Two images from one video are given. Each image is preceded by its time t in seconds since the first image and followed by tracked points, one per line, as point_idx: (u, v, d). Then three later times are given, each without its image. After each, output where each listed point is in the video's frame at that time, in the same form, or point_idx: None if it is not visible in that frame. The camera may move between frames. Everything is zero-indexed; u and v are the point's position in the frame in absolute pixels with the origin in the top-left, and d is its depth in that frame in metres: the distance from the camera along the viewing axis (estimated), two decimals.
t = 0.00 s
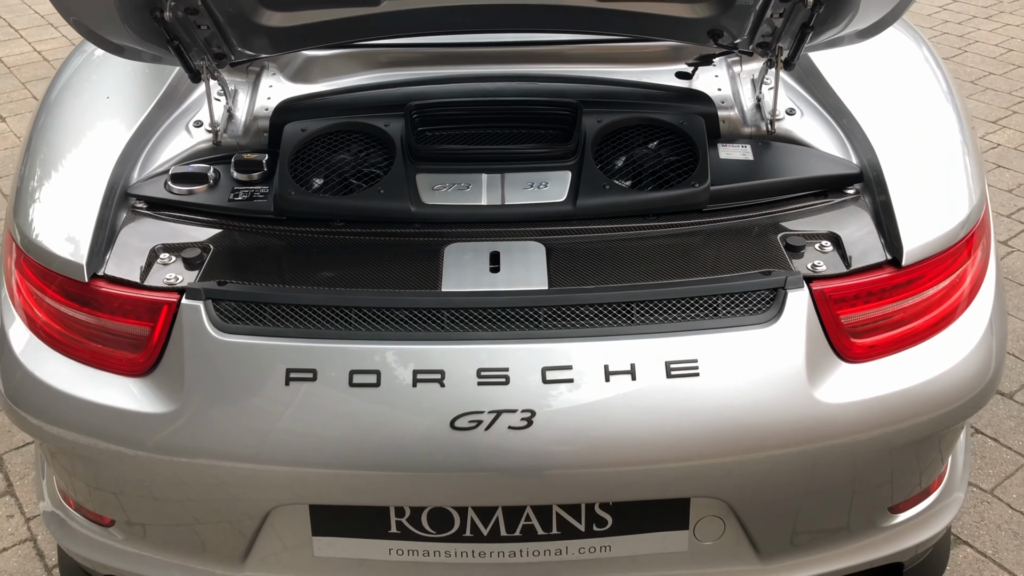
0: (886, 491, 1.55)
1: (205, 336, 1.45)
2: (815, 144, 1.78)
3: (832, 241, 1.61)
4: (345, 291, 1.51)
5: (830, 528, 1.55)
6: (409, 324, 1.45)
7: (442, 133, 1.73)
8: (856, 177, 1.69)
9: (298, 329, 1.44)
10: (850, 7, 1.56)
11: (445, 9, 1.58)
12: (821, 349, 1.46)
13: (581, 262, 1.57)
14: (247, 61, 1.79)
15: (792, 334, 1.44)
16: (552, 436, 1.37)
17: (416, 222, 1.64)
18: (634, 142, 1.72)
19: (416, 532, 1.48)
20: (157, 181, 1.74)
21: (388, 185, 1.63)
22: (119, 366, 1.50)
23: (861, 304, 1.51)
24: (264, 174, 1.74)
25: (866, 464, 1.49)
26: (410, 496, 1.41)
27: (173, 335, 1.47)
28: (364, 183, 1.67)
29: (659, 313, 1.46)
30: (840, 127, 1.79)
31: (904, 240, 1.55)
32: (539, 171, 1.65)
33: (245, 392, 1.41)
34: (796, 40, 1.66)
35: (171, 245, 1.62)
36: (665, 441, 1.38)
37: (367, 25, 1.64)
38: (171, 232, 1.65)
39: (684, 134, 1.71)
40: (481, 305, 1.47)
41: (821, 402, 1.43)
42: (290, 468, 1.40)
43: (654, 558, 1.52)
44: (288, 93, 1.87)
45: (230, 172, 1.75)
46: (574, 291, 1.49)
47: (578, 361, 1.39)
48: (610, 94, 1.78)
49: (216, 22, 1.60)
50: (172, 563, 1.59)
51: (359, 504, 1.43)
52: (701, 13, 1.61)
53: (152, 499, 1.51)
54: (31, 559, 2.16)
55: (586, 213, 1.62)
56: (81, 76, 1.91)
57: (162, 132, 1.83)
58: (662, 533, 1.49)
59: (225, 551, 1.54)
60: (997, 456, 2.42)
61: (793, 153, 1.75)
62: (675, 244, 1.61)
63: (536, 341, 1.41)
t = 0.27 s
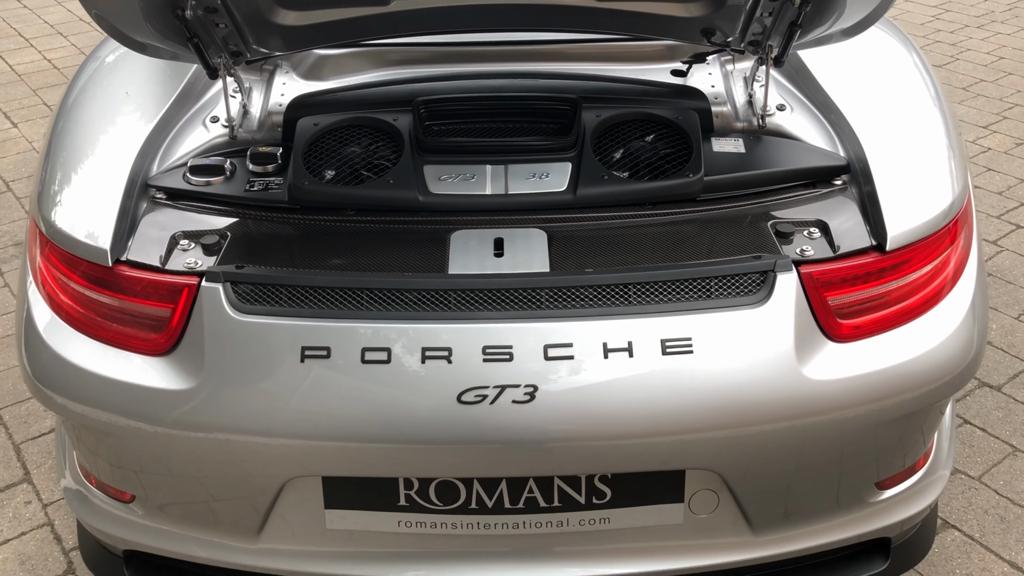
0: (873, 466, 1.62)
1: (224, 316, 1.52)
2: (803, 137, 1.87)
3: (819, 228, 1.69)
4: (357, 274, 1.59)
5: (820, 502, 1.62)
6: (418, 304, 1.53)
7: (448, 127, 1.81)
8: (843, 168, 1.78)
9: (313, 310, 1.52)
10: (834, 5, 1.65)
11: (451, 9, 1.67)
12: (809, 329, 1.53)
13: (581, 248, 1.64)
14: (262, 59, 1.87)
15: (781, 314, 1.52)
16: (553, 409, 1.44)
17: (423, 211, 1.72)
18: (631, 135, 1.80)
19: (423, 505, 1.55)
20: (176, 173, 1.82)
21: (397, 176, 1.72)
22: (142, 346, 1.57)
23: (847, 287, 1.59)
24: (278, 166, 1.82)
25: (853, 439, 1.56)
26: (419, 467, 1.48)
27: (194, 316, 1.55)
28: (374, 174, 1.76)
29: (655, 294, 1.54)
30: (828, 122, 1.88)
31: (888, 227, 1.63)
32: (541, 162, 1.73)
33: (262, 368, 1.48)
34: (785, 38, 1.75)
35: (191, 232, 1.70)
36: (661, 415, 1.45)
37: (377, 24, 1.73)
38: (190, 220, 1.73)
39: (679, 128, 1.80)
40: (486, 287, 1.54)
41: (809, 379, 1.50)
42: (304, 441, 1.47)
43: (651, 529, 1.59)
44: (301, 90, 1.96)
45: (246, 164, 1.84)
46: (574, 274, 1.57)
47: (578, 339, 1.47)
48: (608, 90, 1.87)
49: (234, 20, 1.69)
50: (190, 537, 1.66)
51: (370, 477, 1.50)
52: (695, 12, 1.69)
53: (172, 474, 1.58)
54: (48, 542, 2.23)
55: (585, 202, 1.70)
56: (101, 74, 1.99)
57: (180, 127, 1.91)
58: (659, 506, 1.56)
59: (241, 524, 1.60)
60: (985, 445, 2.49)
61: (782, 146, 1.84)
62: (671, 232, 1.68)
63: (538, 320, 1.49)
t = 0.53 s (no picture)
0: (863, 449, 1.69)
1: (240, 302, 1.59)
2: (795, 135, 1.94)
3: (811, 220, 1.76)
4: (367, 262, 1.66)
5: (813, 483, 1.68)
6: (426, 291, 1.60)
7: (454, 125, 1.89)
8: (834, 164, 1.85)
9: (326, 296, 1.59)
10: (823, 7, 1.73)
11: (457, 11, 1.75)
12: (800, 315, 1.60)
13: (582, 239, 1.72)
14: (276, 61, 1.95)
15: (773, 301, 1.59)
16: (556, 390, 1.51)
17: (430, 204, 1.79)
18: (629, 133, 1.88)
19: (431, 484, 1.61)
20: (193, 169, 1.90)
21: (405, 170, 1.79)
22: (162, 332, 1.64)
23: (837, 276, 1.66)
24: (291, 162, 1.90)
25: (843, 421, 1.63)
26: (427, 446, 1.55)
27: (212, 302, 1.62)
28: (383, 169, 1.83)
29: (653, 281, 1.61)
30: (819, 120, 1.96)
31: (875, 219, 1.70)
32: (543, 158, 1.81)
33: (277, 352, 1.55)
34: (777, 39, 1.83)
35: (208, 224, 1.77)
36: (659, 396, 1.52)
37: (386, 26, 1.81)
38: (207, 213, 1.81)
39: (676, 125, 1.88)
40: (491, 274, 1.62)
41: (800, 362, 1.57)
42: (318, 421, 1.53)
43: (650, 509, 1.65)
44: (313, 90, 2.04)
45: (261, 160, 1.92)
46: (575, 263, 1.64)
47: (579, 324, 1.54)
48: (608, 90, 1.95)
49: (251, 22, 1.77)
50: (205, 518, 1.72)
51: (380, 456, 1.57)
52: (690, 15, 1.78)
53: (189, 455, 1.64)
54: (64, 531, 2.29)
55: (586, 195, 1.77)
56: (121, 75, 2.07)
57: (196, 125, 1.99)
58: (657, 485, 1.63)
59: (255, 504, 1.67)
60: (976, 438, 2.56)
61: (775, 143, 1.92)
62: (668, 224, 1.76)
63: (541, 305, 1.56)
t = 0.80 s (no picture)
0: (852, 435, 1.74)
1: (251, 293, 1.65)
2: (785, 134, 2.01)
3: (801, 215, 1.82)
4: (373, 255, 1.72)
5: (804, 469, 1.73)
6: (429, 282, 1.66)
7: (457, 125, 1.96)
8: (823, 162, 1.92)
9: (334, 287, 1.65)
10: (811, 10, 1.80)
11: (460, 14, 1.82)
12: (790, 305, 1.66)
13: (580, 233, 1.78)
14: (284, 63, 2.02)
15: (764, 291, 1.65)
16: (555, 376, 1.56)
17: (433, 200, 1.85)
18: (625, 132, 1.95)
19: (434, 469, 1.67)
20: (205, 167, 1.96)
21: (410, 168, 1.86)
22: (174, 322, 1.70)
23: (826, 267, 1.72)
24: (299, 160, 1.96)
25: (833, 408, 1.68)
26: (430, 431, 1.60)
27: (223, 293, 1.68)
28: (388, 167, 1.90)
29: (648, 273, 1.67)
30: (809, 121, 2.02)
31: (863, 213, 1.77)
32: (542, 156, 1.88)
33: (286, 340, 1.61)
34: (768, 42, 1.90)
35: (219, 219, 1.84)
36: (654, 382, 1.57)
37: (392, 30, 1.88)
38: (218, 209, 1.87)
39: (671, 125, 1.94)
40: (493, 265, 1.68)
41: (791, 350, 1.62)
42: (325, 406, 1.59)
43: (646, 494, 1.70)
44: (320, 92, 2.11)
45: (270, 159, 1.98)
46: (574, 255, 1.70)
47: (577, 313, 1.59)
48: (605, 92, 2.02)
49: (261, 26, 1.84)
50: (215, 503, 1.77)
51: (385, 441, 1.62)
52: (684, 18, 1.85)
53: (200, 441, 1.69)
54: (74, 524, 2.33)
55: (584, 192, 1.84)
56: (134, 78, 2.14)
57: (207, 126, 2.06)
58: (653, 471, 1.68)
59: (264, 489, 1.72)
60: (966, 434, 2.61)
61: (766, 142, 1.99)
62: (663, 219, 1.82)
63: (541, 295, 1.62)
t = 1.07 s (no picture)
0: (842, 422, 1.79)
1: (255, 282, 1.70)
2: (775, 131, 2.07)
3: (791, 208, 1.87)
4: (375, 245, 1.77)
5: (795, 454, 1.78)
6: (430, 271, 1.70)
7: (456, 122, 2.02)
8: (812, 158, 1.97)
9: (337, 276, 1.70)
10: (799, 9, 1.86)
11: (459, 14, 1.88)
12: (780, 294, 1.71)
13: (576, 226, 1.83)
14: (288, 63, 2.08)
15: (755, 280, 1.70)
16: (551, 362, 1.61)
17: (433, 194, 1.90)
18: (620, 128, 2.01)
19: (434, 454, 1.71)
20: (211, 163, 2.02)
21: (411, 162, 1.92)
22: (181, 311, 1.74)
23: (815, 258, 1.76)
24: (303, 156, 2.02)
25: (822, 394, 1.73)
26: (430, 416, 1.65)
27: (229, 282, 1.72)
28: (389, 162, 1.95)
29: (642, 262, 1.72)
30: (798, 118, 2.08)
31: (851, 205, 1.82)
32: (539, 151, 1.94)
33: (289, 327, 1.65)
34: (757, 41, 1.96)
35: (225, 212, 1.89)
36: (648, 368, 1.62)
37: (393, 29, 1.94)
38: (223, 203, 1.92)
39: (664, 122, 2.00)
40: (491, 255, 1.73)
41: (780, 337, 1.67)
42: (328, 391, 1.63)
43: (641, 478, 1.75)
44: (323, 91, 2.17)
45: (274, 155, 2.04)
46: (569, 246, 1.75)
47: (573, 301, 1.64)
48: (600, 90, 2.07)
49: (266, 25, 1.90)
50: (220, 489, 1.81)
51: (386, 426, 1.67)
52: (676, 18, 1.91)
53: (206, 427, 1.74)
54: (80, 516, 2.37)
55: (580, 186, 1.89)
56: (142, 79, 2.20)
57: (213, 123, 2.11)
58: (648, 455, 1.72)
59: (268, 474, 1.76)
60: (957, 429, 2.65)
61: (757, 139, 2.04)
62: (657, 212, 1.87)
63: (537, 283, 1.66)
